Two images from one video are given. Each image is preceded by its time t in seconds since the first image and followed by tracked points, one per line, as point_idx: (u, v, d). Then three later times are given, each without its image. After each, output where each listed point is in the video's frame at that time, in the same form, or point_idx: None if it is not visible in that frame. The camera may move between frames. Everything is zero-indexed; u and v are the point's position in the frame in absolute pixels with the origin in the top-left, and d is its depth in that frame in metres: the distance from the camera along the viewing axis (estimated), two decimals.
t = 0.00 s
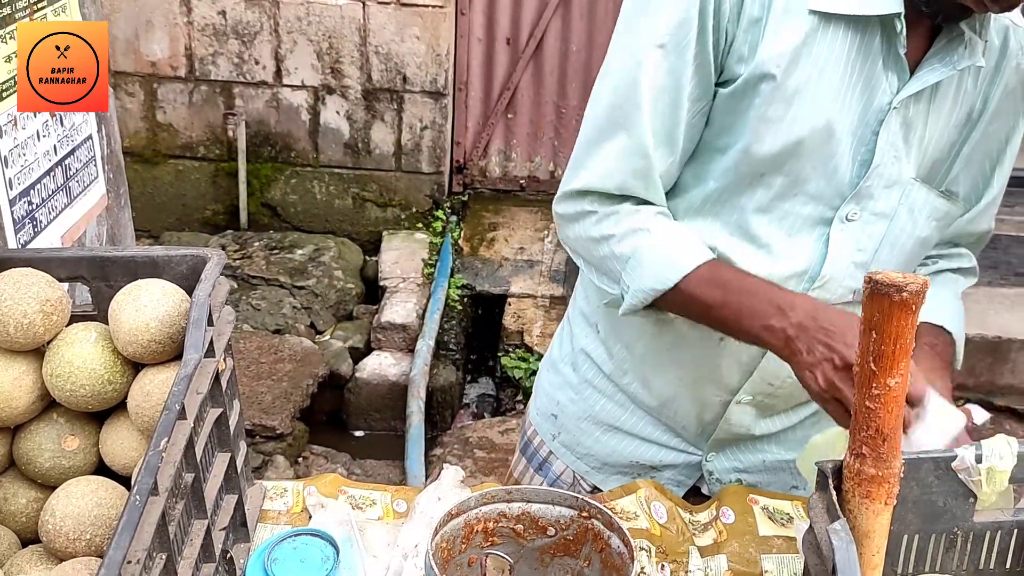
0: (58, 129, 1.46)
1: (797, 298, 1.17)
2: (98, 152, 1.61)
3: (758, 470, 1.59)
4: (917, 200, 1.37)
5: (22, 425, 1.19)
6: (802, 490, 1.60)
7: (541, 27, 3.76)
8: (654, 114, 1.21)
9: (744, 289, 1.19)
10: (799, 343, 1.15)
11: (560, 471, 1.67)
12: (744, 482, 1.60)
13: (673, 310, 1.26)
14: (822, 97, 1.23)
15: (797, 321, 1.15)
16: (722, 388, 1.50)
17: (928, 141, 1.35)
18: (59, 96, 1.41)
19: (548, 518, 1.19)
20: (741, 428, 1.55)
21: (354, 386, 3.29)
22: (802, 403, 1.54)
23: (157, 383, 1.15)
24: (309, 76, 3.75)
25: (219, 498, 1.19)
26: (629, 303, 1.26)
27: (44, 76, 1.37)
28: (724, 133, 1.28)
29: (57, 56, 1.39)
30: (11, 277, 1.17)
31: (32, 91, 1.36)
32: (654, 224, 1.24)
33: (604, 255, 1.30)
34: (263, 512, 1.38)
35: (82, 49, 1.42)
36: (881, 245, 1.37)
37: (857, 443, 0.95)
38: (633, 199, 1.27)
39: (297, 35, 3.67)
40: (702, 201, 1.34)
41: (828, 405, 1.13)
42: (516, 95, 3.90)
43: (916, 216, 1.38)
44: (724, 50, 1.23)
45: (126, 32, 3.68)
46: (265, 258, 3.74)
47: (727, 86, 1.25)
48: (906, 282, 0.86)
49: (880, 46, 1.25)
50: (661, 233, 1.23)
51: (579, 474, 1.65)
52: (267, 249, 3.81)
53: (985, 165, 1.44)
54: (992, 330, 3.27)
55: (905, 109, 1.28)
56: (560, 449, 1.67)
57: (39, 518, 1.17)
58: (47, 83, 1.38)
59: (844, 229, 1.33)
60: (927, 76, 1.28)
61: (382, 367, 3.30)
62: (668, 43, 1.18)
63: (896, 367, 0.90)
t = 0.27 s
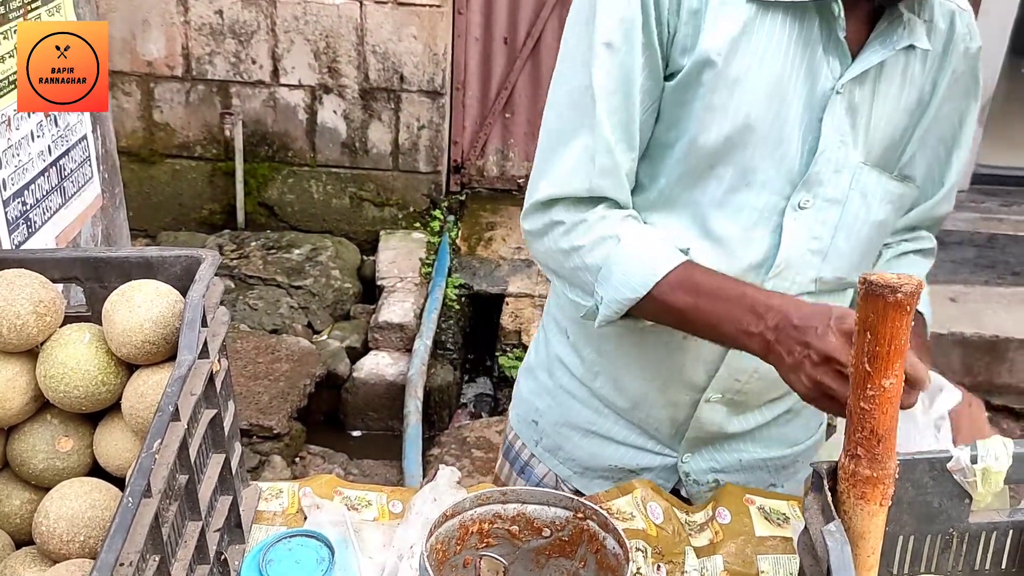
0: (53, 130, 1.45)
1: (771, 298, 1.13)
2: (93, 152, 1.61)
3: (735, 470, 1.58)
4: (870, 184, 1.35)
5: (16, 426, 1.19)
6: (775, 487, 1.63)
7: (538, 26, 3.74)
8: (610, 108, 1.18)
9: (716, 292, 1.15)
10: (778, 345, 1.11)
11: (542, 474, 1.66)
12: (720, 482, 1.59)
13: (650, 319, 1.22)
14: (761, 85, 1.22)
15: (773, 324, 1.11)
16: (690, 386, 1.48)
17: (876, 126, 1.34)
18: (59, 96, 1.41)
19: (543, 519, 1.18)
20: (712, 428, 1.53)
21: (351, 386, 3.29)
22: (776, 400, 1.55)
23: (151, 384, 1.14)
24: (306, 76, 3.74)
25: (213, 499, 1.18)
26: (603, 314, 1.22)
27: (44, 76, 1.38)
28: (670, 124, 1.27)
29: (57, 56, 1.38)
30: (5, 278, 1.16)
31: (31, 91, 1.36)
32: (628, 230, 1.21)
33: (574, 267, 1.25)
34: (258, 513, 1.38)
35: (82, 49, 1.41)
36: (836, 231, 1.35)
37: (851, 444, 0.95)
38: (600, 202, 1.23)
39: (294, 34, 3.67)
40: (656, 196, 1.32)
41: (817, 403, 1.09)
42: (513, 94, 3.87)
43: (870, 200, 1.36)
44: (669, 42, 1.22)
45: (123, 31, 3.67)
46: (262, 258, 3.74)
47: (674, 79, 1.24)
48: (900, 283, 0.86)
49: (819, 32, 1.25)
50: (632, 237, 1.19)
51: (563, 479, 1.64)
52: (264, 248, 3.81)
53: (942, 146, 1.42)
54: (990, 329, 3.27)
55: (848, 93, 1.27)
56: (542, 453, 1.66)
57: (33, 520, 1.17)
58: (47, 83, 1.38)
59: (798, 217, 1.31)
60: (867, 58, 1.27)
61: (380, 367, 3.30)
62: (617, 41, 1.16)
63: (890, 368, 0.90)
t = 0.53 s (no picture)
0: (51, 129, 1.45)
1: (782, 325, 1.17)
2: (92, 150, 1.61)
3: (709, 460, 1.60)
4: (823, 161, 1.39)
5: (16, 425, 1.18)
6: (744, 474, 1.66)
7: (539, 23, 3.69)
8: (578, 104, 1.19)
9: (727, 322, 1.18)
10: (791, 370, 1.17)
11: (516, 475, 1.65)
12: (695, 472, 1.60)
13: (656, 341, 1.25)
14: (705, 70, 1.26)
15: (786, 352, 1.16)
16: (661, 377, 1.48)
17: (823, 102, 1.37)
18: (59, 96, 1.41)
19: (543, 518, 1.18)
20: (687, 416, 1.53)
21: (350, 385, 3.29)
22: (745, 386, 1.57)
23: (150, 383, 1.14)
24: (305, 75, 3.74)
25: (213, 498, 1.18)
26: (608, 340, 1.23)
27: (44, 76, 1.37)
28: (621, 114, 1.29)
29: (57, 56, 1.38)
30: (4, 276, 1.16)
31: (31, 91, 1.36)
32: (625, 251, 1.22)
33: (570, 290, 1.24)
34: (258, 512, 1.38)
35: (82, 49, 1.40)
36: (793, 209, 1.38)
37: (852, 442, 0.95)
38: (592, 226, 1.21)
39: (292, 33, 3.67)
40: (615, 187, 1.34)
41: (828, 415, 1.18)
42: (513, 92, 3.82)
43: (824, 177, 1.40)
44: (618, 35, 1.24)
45: (121, 31, 3.67)
46: (261, 257, 3.73)
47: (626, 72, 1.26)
48: (900, 281, 0.86)
49: (758, 14, 1.29)
50: (633, 263, 1.20)
51: (536, 478, 1.64)
52: (263, 247, 3.81)
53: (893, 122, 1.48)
54: (988, 328, 3.27)
55: (792, 71, 1.31)
56: (516, 455, 1.64)
57: (32, 519, 1.16)
58: (47, 83, 1.38)
59: (755, 199, 1.34)
60: (805, 35, 1.31)
61: (379, 366, 3.29)
62: (567, 44, 1.18)
63: (890, 366, 0.90)
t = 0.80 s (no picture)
0: (51, 128, 1.45)
1: (748, 324, 1.15)
2: (91, 150, 1.61)
3: (707, 461, 1.59)
4: (813, 155, 1.39)
5: (16, 425, 1.18)
6: (741, 474, 1.66)
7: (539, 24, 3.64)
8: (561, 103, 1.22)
9: (694, 322, 1.18)
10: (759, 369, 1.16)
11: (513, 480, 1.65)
12: (693, 473, 1.60)
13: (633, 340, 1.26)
14: (692, 65, 1.27)
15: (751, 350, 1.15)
16: (657, 377, 1.48)
17: (813, 96, 1.38)
18: (59, 96, 1.41)
19: (543, 517, 1.18)
20: (684, 415, 1.53)
21: (350, 384, 3.29)
22: (743, 385, 1.57)
23: (150, 382, 1.14)
24: (304, 74, 3.74)
25: (213, 497, 1.18)
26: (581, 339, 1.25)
27: (44, 76, 1.37)
28: (610, 111, 1.30)
29: (57, 56, 1.38)
30: (3, 276, 1.16)
31: (32, 91, 1.36)
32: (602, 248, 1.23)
33: (547, 288, 1.27)
34: (258, 511, 1.38)
35: (82, 48, 1.41)
36: (784, 202, 1.39)
37: (851, 441, 0.95)
38: (569, 224, 1.23)
39: (292, 33, 3.66)
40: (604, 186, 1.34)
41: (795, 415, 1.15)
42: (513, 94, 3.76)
43: (814, 170, 1.40)
44: (602, 34, 1.26)
45: (121, 30, 3.67)
46: (260, 256, 3.73)
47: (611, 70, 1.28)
48: (900, 280, 0.86)
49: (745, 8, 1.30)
50: (606, 260, 1.21)
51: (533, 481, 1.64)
52: (263, 247, 3.81)
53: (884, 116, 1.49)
54: (988, 327, 3.27)
55: (781, 65, 1.32)
56: (513, 459, 1.64)
57: (32, 519, 1.16)
58: (47, 83, 1.38)
59: (745, 193, 1.35)
60: (791, 27, 1.31)
61: (378, 366, 3.29)
62: (548, 39, 1.20)
63: (890, 365, 0.90)
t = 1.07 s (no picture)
0: (49, 128, 1.45)
1: (670, 213, 1.18)
2: (90, 150, 1.61)
3: (718, 466, 1.60)
4: (833, 160, 1.40)
5: (14, 424, 1.19)
6: (752, 479, 1.65)
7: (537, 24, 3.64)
8: (527, 99, 1.26)
9: (626, 225, 1.21)
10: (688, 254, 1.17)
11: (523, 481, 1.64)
12: (705, 478, 1.60)
13: (585, 269, 1.29)
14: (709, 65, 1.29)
15: (677, 236, 1.17)
16: (671, 380, 1.48)
17: (834, 100, 1.38)
18: (59, 96, 1.42)
19: (542, 516, 1.18)
20: (697, 419, 1.53)
21: (349, 384, 3.29)
22: (757, 391, 1.56)
23: (149, 381, 1.14)
24: (303, 74, 3.74)
25: (212, 497, 1.19)
26: (536, 274, 1.29)
27: (44, 76, 1.38)
28: (621, 112, 1.32)
29: (57, 56, 1.39)
30: (2, 275, 1.16)
31: (31, 91, 1.37)
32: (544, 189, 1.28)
33: (501, 232, 1.33)
34: (257, 510, 1.38)
35: (82, 48, 1.42)
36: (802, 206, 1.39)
37: (849, 439, 0.96)
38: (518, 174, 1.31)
39: (290, 32, 3.66)
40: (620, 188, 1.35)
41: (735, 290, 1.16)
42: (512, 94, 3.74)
43: (833, 175, 1.40)
44: (603, 36, 1.28)
45: (120, 30, 3.67)
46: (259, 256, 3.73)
47: (609, 71, 1.30)
48: (898, 279, 0.87)
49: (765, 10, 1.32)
50: (544, 193, 1.27)
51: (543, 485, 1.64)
52: (262, 246, 3.81)
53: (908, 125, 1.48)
54: (987, 326, 3.28)
55: (801, 68, 1.33)
56: (523, 463, 1.64)
57: (31, 518, 1.16)
58: (47, 83, 1.39)
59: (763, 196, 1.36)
60: (814, 30, 1.33)
61: (377, 365, 3.30)
62: (540, 33, 1.23)
63: (888, 364, 0.90)
